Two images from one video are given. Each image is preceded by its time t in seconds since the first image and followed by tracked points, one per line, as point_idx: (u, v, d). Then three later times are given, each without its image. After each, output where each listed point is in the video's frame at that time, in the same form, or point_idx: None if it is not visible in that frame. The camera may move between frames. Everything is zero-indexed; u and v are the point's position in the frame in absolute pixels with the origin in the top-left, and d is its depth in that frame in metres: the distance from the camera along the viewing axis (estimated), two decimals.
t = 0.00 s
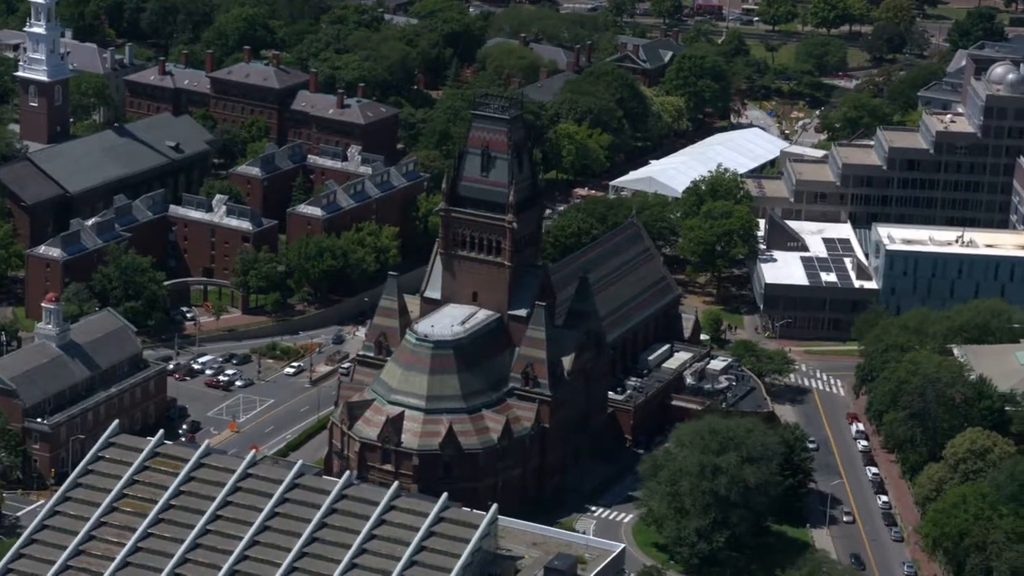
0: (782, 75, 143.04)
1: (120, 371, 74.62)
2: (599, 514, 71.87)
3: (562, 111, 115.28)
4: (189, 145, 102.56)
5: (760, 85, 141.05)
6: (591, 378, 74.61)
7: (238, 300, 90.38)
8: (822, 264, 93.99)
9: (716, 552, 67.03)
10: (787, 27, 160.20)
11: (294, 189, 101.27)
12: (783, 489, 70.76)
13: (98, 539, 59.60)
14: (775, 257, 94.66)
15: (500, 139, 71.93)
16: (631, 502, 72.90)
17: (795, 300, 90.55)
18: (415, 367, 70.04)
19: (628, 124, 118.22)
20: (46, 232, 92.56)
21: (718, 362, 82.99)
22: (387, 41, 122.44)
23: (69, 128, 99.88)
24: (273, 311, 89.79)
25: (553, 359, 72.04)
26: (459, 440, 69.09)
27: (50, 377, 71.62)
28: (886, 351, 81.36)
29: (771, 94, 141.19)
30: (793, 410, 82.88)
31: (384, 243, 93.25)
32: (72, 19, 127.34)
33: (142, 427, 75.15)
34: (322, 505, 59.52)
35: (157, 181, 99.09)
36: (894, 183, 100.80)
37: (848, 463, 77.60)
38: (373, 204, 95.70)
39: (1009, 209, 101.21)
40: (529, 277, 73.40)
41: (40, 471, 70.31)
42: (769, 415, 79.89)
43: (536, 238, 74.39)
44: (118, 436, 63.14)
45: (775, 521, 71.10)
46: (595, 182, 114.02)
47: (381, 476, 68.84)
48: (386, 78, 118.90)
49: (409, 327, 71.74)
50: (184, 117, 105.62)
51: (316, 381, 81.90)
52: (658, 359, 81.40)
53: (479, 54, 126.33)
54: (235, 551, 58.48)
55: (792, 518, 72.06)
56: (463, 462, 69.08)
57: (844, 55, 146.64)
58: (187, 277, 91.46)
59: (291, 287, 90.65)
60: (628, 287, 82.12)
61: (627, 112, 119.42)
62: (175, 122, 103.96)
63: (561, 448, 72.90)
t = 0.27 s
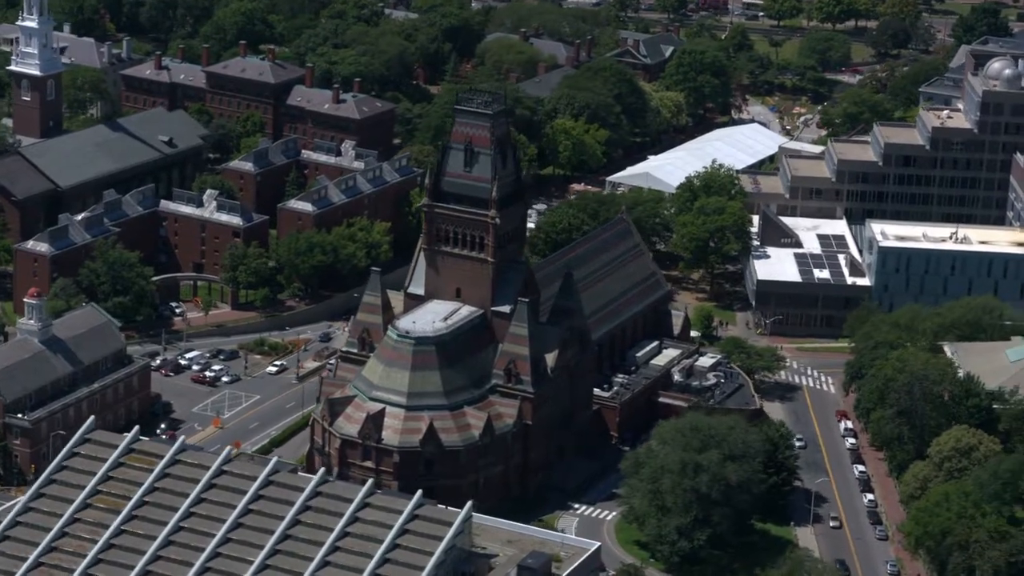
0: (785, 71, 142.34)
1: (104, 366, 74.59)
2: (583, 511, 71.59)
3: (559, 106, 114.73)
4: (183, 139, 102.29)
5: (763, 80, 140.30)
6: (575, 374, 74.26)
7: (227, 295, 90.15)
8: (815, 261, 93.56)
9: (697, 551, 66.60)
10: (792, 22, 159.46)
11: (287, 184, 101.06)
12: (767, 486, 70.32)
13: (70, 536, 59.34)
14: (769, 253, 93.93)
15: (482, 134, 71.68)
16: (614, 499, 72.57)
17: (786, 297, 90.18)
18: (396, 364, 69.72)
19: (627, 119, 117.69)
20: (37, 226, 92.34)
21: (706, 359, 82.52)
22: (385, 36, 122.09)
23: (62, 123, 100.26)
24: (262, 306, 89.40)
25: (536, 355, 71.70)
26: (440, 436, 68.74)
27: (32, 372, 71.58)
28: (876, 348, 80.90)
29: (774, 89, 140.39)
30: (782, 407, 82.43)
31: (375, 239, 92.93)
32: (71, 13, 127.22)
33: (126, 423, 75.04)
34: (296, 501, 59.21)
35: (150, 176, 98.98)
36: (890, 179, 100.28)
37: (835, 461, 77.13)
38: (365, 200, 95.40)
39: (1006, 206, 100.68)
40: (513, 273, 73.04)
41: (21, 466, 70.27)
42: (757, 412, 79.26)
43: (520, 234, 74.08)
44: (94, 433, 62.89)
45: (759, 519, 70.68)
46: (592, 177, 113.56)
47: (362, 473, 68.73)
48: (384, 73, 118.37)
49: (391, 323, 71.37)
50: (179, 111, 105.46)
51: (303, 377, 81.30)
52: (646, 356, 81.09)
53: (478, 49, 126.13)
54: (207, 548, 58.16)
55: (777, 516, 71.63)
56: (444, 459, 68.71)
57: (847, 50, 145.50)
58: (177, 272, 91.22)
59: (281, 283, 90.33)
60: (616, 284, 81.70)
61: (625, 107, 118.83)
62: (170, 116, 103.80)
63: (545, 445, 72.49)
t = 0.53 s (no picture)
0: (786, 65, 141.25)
1: (84, 362, 74.31)
2: (563, 509, 71.24)
3: (553, 101, 114.20)
4: (174, 134, 102.12)
5: (763, 75, 139.40)
6: (557, 371, 73.88)
7: (214, 291, 89.83)
8: (806, 257, 92.91)
9: (675, 548, 66.25)
10: (794, 17, 158.55)
11: (278, 179, 100.80)
12: (747, 484, 69.95)
13: (40, 532, 58.49)
14: (759, 249, 93.47)
15: (462, 129, 71.33)
16: (595, 496, 72.19)
17: (776, 293, 89.68)
18: (375, 360, 69.33)
19: (622, 114, 117.23)
20: (24, 221, 91.56)
21: (692, 356, 82.09)
22: (381, 30, 121.63)
23: (52, 116, 100.11)
24: (249, 302, 89.14)
25: (516, 352, 71.32)
26: (418, 433, 68.39)
27: (11, 368, 71.30)
28: (862, 345, 80.39)
29: (774, 84, 139.46)
30: (768, 404, 82.00)
31: (364, 234, 92.55)
32: (67, 8, 126.88)
33: (106, 419, 74.74)
34: (267, 498, 58.22)
35: (139, 171, 98.83)
36: (883, 174, 99.56)
37: (819, 459, 76.71)
38: (353, 195, 95.20)
39: (999, 202, 100.01)
40: (494, 269, 72.65)
41: None
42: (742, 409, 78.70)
43: (501, 229, 73.72)
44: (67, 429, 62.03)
45: (739, 517, 70.32)
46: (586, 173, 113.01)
47: (340, 469, 68.27)
48: (379, 68, 118.05)
49: (370, 320, 71.00)
50: (170, 106, 105.25)
51: (287, 372, 80.86)
52: (631, 352, 80.79)
53: (475, 44, 125.74)
54: (177, 546, 57.13)
55: (758, 514, 71.28)
56: (422, 456, 68.37)
57: (848, 45, 144.66)
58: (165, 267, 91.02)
59: (269, 278, 90.03)
60: (601, 281, 81.26)
61: (620, 102, 118.54)
62: (161, 112, 103.69)
63: (525, 442, 72.21)
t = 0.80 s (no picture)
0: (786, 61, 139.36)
1: (62, 360, 74.03)
2: (540, 508, 70.90)
3: (545, 97, 113.71)
4: (162, 130, 101.89)
5: (760, 71, 138.10)
6: (536, 369, 73.50)
7: (198, 288, 89.54)
8: (795, 254, 92.30)
9: (651, 547, 65.89)
10: (794, 12, 157.31)
11: (266, 176, 100.52)
12: (725, 483, 69.63)
13: (8, 532, 58.17)
14: (748, 246, 93.11)
15: (440, 125, 70.98)
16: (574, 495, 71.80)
17: (763, 290, 89.25)
18: (351, 358, 68.81)
19: (615, 110, 116.40)
20: (9, 218, 91.50)
21: (676, 353, 81.63)
22: (374, 26, 121.15)
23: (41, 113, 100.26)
24: (234, 300, 88.81)
25: (494, 350, 70.92)
26: (394, 432, 67.91)
27: None
28: (846, 344, 79.92)
29: (772, 80, 138.22)
30: (753, 402, 81.55)
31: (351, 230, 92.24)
32: (61, 4, 126.65)
33: (84, 417, 74.44)
34: (236, 498, 57.75)
35: (127, 167, 98.52)
36: (874, 170, 98.69)
37: (802, 457, 76.31)
38: (340, 191, 95.02)
39: (991, 198, 99.43)
40: (472, 266, 72.27)
41: None
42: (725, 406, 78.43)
43: (480, 226, 73.37)
44: (37, 427, 61.70)
45: (718, 516, 69.98)
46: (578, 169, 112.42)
47: (316, 468, 67.80)
48: (372, 63, 117.79)
49: (347, 317, 70.54)
50: (160, 103, 105.01)
51: (269, 370, 80.50)
52: (614, 350, 80.40)
53: (469, 39, 125.20)
54: (143, 545, 56.70)
55: (738, 513, 70.91)
56: (398, 455, 67.93)
57: (846, 41, 142.89)
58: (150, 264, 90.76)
59: (254, 276, 89.64)
60: (583, 279, 80.85)
61: (614, 98, 117.92)
62: (149, 108, 103.41)
63: (504, 441, 71.86)
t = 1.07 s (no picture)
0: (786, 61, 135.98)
1: (39, 361, 73.62)
2: (517, 508, 70.47)
3: (536, 95, 112.73)
4: (149, 130, 101.59)
5: (756, 70, 135.77)
6: (515, 369, 73.07)
7: (182, 288, 89.15)
8: (782, 253, 91.38)
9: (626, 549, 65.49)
10: (793, 10, 155.90)
11: (253, 175, 100.20)
12: (703, 483, 69.28)
13: None
14: (735, 245, 92.23)
15: (416, 124, 70.54)
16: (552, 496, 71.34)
17: (748, 289, 88.53)
18: (327, 358, 68.32)
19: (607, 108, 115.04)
20: None
21: (659, 353, 81.11)
22: (365, 24, 120.54)
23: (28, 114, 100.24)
24: (217, 299, 88.39)
25: (471, 350, 70.45)
26: (369, 432, 67.41)
27: None
28: (830, 344, 79.27)
29: (768, 78, 135.36)
30: (736, 402, 81.02)
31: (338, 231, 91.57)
32: (54, 2, 126.47)
33: (61, 417, 74.00)
34: (203, 499, 57.30)
35: (114, 166, 98.21)
36: (863, 169, 97.50)
37: (784, 458, 75.92)
38: (326, 190, 94.79)
39: (982, 196, 97.94)
40: (449, 266, 71.85)
41: None
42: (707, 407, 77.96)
43: (458, 226, 72.94)
44: (7, 428, 61.46)
45: (695, 517, 69.65)
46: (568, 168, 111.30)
47: (290, 469, 67.34)
48: (363, 62, 117.35)
49: (323, 317, 70.07)
50: (148, 102, 104.72)
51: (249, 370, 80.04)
52: (596, 350, 79.93)
53: (462, 37, 124.30)
54: (110, 547, 56.34)
55: (716, 514, 70.54)
56: (372, 456, 67.43)
57: (844, 39, 140.40)
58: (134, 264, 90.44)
59: (238, 275, 89.17)
60: (564, 278, 80.18)
61: (606, 97, 116.08)
62: (138, 107, 103.13)
63: (481, 441, 71.44)
